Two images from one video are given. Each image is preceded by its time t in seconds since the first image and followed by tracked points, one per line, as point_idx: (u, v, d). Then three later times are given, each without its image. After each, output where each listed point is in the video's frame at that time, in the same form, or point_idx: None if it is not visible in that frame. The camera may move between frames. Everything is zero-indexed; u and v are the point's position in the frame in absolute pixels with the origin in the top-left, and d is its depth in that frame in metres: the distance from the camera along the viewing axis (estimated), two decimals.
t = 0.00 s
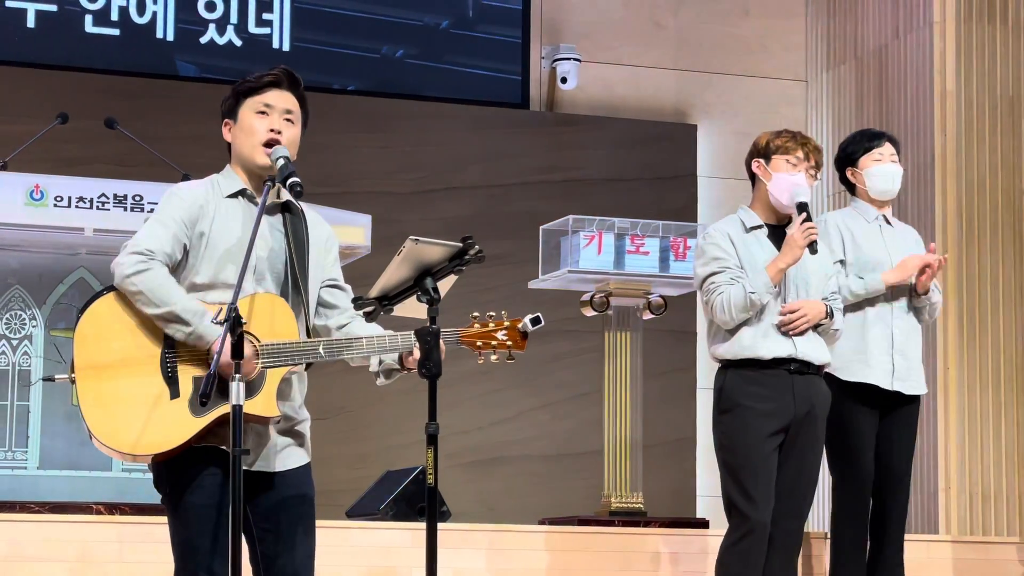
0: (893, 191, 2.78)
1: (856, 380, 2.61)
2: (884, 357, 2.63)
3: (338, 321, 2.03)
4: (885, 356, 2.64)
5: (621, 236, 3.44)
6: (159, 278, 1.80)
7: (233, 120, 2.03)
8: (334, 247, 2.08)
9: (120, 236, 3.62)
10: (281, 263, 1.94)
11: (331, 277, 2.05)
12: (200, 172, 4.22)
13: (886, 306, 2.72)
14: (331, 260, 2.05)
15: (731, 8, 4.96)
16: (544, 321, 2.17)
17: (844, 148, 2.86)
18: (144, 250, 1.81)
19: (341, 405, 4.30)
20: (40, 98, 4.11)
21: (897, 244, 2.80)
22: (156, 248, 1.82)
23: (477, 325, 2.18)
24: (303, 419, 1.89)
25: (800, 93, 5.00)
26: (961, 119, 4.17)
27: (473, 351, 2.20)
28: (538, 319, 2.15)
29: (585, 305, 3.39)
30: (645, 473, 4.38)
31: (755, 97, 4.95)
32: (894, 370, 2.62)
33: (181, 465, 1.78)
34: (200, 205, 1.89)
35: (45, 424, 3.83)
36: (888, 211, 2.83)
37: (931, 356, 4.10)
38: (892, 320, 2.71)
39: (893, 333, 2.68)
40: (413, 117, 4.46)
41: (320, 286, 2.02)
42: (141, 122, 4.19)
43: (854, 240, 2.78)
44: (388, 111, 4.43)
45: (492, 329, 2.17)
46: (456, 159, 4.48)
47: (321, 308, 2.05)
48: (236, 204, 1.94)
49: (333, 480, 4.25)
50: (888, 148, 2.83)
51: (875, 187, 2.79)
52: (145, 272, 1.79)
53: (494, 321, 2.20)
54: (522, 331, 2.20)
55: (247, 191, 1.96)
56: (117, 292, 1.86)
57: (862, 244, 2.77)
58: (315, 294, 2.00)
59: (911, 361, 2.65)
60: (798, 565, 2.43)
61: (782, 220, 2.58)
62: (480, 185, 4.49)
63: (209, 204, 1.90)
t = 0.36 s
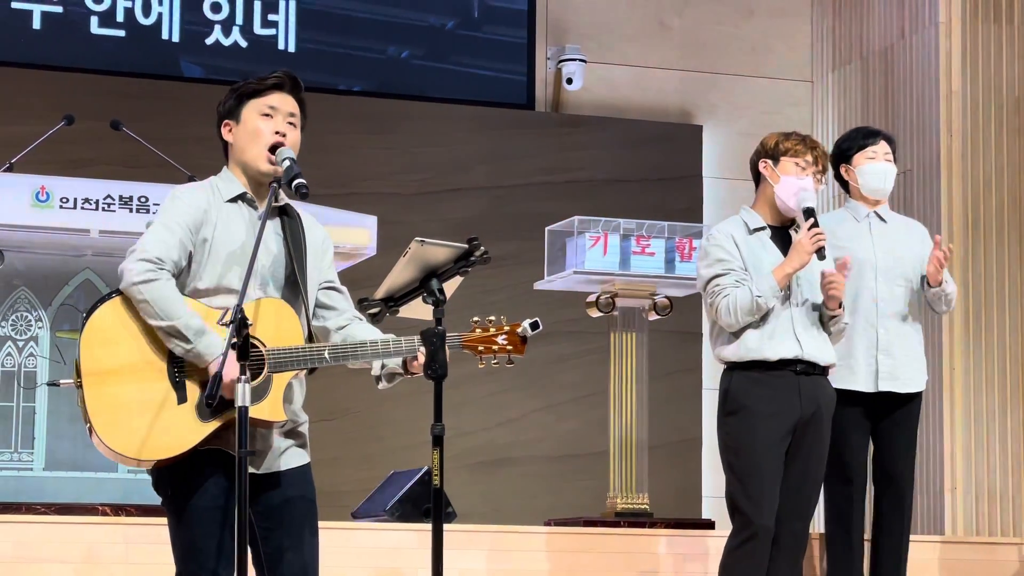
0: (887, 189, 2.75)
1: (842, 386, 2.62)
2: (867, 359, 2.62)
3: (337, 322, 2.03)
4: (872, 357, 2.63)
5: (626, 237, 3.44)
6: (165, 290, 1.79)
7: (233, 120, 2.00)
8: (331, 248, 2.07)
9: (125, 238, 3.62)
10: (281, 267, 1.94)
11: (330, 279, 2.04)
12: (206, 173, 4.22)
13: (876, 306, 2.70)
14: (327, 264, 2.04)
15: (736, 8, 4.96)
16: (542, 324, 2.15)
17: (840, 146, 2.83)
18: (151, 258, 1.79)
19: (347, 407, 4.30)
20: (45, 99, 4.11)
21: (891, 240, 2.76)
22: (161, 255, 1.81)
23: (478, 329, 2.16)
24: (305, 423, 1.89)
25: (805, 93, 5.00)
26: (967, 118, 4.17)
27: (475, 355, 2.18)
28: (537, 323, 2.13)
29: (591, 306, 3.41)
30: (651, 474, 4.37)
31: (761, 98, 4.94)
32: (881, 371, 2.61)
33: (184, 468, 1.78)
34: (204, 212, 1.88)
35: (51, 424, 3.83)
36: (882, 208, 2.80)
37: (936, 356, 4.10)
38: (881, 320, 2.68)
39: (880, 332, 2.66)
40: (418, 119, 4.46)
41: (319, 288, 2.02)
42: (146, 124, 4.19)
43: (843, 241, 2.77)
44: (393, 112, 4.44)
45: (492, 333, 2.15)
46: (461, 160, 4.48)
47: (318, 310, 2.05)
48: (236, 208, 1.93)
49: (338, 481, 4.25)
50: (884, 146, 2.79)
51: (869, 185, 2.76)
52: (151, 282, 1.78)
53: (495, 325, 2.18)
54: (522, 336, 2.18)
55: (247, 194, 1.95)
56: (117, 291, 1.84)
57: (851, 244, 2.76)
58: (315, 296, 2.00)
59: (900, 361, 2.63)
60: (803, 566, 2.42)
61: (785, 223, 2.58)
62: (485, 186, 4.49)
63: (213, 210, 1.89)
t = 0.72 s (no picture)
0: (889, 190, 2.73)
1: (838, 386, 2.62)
2: (861, 360, 2.62)
3: (345, 320, 2.03)
4: (868, 358, 2.62)
5: (632, 237, 3.44)
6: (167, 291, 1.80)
7: (236, 122, 1.98)
8: (337, 246, 2.06)
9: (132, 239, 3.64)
10: (288, 266, 1.94)
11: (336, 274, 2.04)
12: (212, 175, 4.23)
13: (869, 308, 2.70)
14: (334, 260, 2.04)
15: (742, 9, 4.95)
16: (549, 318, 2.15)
17: (842, 147, 2.83)
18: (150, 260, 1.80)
19: (353, 407, 4.30)
20: (51, 101, 4.11)
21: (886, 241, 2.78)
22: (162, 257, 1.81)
23: (486, 323, 2.16)
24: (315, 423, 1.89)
25: (811, 93, 4.99)
26: (973, 120, 4.16)
27: (483, 349, 2.18)
28: (544, 315, 2.11)
29: (597, 307, 3.39)
30: (657, 475, 4.37)
31: (767, 98, 4.94)
32: (878, 372, 2.60)
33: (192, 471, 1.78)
34: (204, 212, 1.88)
35: (57, 426, 3.83)
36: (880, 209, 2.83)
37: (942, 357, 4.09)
38: (875, 322, 2.69)
39: (876, 333, 2.67)
40: (424, 120, 4.46)
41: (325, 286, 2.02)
42: (152, 125, 4.20)
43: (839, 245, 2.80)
44: (399, 114, 4.43)
45: (500, 327, 2.15)
46: (467, 161, 4.48)
47: (326, 307, 2.05)
48: (240, 209, 1.93)
49: (345, 482, 4.25)
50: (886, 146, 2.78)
51: (870, 186, 2.75)
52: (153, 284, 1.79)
53: (503, 318, 2.18)
54: (529, 329, 2.17)
55: (251, 195, 1.95)
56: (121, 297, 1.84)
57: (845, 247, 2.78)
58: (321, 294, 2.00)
59: (895, 361, 2.62)
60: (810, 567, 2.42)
61: (790, 223, 2.57)
62: (491, 186, 4.49)
63: (213, 211, 1.90)
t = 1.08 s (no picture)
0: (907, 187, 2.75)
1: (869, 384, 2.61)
2: (891, 358, 2.62)
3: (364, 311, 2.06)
4: (895, 356, 2.63)
5: (639, 237, 3.45)
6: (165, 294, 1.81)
7: (240, 127, 1.97)
8: (353, 236, 2.09)
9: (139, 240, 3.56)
10: (299, 261, 1.94)
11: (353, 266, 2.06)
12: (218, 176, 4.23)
13: (897, 305, 2.71)
14: (351, 251, 2.07)
15: (748, 8, 4.94)
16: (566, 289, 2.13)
17: (861, 146, 2.86)
18: (150, 261, 1.82)
19: (359, 407, 4.30)
20: (57, 102, 4.12)
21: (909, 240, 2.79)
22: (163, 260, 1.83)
23: (500, 301, 2.15)
24: (330, 418, 1.89)
25: (818, 93, 4.99)
26: (979, 120, 4.16)
27: (499, 328, 2.17)
28: (560, 287, 2.09)
29: (603, 308, 3.28)
30: (664, 475, 4.37)
31: (773, 98, 4.93)
32: (904, 371, 2.61)
33: (206, 477, 1.79)
34: (209, 215, 1.89)
35: (64, 427, 3.83)
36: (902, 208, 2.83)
37: (948, 356, 4.08)
38: (902, 320, 2.70)
39: (902, 332, 2.67)
40: (430, 121, 4.46)
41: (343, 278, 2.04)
42: (158, 126, 4.20)
43: (864, 240, 2.78)
44: (405, 114, 4.44)
45: (514, 304, 2.14)
46: (473, 162, 4.48)
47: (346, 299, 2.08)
48: (248, 209, 1.93)
49: (351, 482, 4.25)
50: (903, 144, 2.83)
51: (891, 182, 2.77)
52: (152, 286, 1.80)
53: (517, 295, 2.17)
54: (545, 303, 2.15)
55: (258, 194, 1.95)
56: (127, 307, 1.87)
57: (869, 244, 2.77)
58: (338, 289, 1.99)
59: (921, 362, 2.65)
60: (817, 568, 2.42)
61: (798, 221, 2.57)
62: (497, 187, 4.49)
63: (219, 212, 1.90)
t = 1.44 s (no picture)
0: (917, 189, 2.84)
1: (889, 383, 2.66)
2: (911, 357, 2.68)
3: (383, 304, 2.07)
4: (915, 356, 2.69)
5: (645, 237, 3.45)
6: (171, 287, 1.85)
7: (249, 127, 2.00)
8: (372, 232, 2.11)
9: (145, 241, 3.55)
10: (311, 257, 1.96)
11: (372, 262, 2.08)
12: (223, 176, 4.23)
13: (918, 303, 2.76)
14: (369, 246, 2.08)
15: (753, 8, 4.94)
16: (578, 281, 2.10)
17: (873, 147, 2.95)
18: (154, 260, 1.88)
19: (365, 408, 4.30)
20: (63, 103, 4.12)
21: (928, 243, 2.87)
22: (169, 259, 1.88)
23: (510, 291, 2.14)
24: (348, 412, 1.91)
25: (823, 92, 4.99)
26: (984, 119, 4.16)
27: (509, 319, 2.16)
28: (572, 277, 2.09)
29: (609, 306, 3.38)
30: (670, 474, 4.37)
31: (778, 97, 4.93)
32: (924, 371, 2.67)
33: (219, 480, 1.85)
34: (219, 217, 1.94)
35: (71, 428, 3.83)
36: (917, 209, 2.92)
37: (954, 355, 4.08)
38: (920, 319, 2.75)
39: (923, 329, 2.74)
40: (436, 121, 4.46)
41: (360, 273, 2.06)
42: (163, 127, 4.20)
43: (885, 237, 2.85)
44: (410, 115, 4.44)
45: (526, 293, 2.13)
46: (478, 162, 4.48)
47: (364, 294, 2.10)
48: (259, 209, 1.97)
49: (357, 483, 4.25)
50: (915, 144, 2.90)
51: (902, 183, 2.86)
52: (156, 278, 1.85)
53: (528, 285, 2.16)
54: (557, 291, 2.15)
55: (269, 194, 1.99)
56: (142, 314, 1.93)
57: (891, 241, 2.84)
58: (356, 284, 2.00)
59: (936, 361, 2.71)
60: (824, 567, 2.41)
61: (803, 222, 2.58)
62: (503, 187, 4.49)
63: (229, 214, 1.95)
